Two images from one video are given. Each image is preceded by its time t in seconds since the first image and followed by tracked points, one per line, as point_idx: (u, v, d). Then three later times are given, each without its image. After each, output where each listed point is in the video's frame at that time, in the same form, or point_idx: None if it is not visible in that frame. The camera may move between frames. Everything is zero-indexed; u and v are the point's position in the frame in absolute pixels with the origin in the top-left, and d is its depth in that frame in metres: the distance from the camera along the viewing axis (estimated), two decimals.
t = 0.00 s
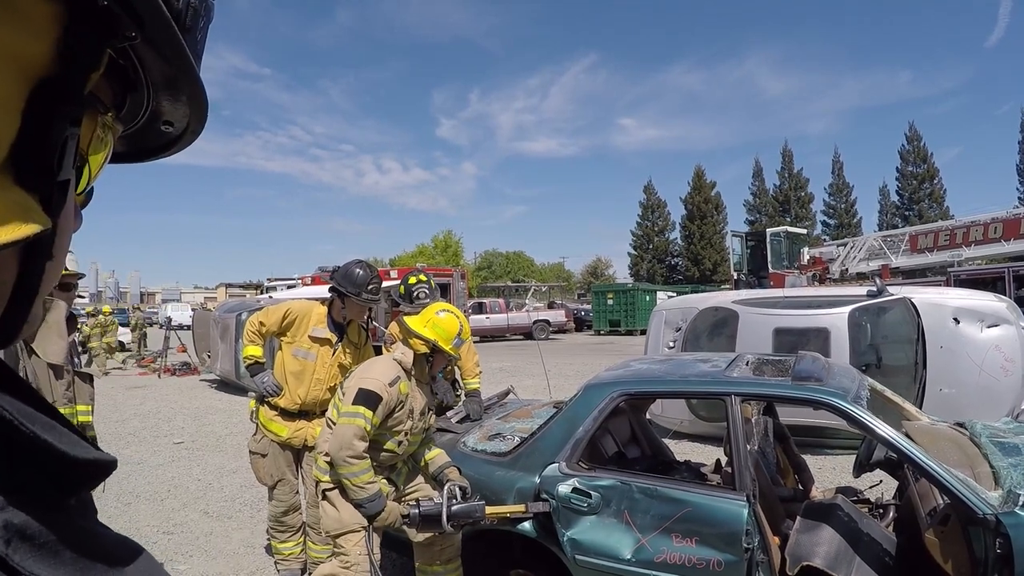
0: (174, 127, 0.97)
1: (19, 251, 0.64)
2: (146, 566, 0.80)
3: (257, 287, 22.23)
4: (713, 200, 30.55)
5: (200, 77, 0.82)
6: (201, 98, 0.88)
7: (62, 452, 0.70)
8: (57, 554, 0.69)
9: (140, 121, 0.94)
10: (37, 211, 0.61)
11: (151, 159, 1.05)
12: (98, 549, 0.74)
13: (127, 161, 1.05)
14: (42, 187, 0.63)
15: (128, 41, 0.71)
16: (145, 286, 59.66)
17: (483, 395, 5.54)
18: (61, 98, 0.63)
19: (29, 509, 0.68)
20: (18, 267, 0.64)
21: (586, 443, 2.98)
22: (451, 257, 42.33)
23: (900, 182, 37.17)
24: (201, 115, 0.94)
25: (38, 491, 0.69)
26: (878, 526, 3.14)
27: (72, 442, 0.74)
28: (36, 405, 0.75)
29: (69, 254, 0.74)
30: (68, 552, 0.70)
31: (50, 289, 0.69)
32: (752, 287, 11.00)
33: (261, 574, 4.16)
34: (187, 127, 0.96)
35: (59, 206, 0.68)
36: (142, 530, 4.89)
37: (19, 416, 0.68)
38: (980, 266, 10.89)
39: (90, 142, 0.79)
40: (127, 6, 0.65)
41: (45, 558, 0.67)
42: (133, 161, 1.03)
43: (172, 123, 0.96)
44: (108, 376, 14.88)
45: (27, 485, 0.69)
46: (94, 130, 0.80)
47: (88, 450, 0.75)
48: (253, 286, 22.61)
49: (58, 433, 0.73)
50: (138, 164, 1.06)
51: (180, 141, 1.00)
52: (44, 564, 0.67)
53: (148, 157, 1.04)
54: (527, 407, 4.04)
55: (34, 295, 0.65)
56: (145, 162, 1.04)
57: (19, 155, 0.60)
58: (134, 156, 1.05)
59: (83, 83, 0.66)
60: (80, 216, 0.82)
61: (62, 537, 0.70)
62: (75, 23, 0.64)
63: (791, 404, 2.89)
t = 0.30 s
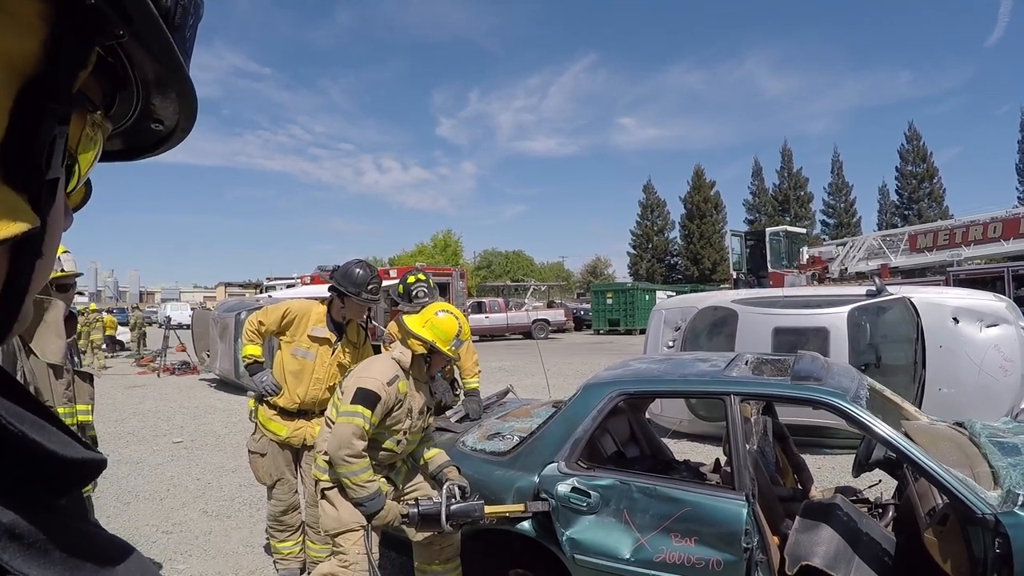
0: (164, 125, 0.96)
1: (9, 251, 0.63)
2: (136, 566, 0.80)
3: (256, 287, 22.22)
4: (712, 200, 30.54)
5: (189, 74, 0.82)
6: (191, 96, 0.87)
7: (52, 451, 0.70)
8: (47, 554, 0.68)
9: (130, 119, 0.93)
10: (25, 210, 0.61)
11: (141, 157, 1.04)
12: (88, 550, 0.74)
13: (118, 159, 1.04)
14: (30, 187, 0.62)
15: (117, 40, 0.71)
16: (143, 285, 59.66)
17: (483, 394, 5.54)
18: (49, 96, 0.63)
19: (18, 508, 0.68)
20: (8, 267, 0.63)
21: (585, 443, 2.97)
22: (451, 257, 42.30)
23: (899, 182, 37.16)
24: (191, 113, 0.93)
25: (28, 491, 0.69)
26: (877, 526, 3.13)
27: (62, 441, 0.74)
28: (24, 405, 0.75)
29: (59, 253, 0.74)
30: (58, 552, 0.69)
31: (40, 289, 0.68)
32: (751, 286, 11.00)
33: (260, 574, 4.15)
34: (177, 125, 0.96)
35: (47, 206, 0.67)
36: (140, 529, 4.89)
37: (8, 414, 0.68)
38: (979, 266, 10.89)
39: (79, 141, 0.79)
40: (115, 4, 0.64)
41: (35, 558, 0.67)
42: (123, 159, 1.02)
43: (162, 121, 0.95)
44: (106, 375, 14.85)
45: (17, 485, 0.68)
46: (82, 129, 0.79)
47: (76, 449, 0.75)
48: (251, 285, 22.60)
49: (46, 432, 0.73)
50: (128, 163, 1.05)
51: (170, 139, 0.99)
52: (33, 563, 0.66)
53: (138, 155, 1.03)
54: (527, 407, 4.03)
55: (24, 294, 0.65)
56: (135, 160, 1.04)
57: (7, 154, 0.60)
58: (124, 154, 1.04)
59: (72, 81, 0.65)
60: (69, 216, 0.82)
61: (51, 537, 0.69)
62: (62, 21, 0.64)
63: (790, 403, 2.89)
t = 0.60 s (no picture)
0: (166, 126, 0.97)
1: (14, 255, 0.64)
2: (144, 568, 0.80)
3: (258, 287, 22.29)
4: (713, 200, 30.52)
5: (190, 77, 0.82)
6: (193, 97, 0.88)
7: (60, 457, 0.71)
8: (56, 559, 0.69)
9: (132, 121, 0.93)
10: (30, 214, 0.61)
11: (144, 159, 1.05)
12: (97, 554, 0.74)
13: (120, 160, 1.05)
14: (33, 190, 0.63)
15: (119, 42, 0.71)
16: (146, 286, 59.83)
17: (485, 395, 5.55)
18: (53, 99, 0.63)
19: (28, 515, 0.68)
20: (13, 270, 0.64)
21: (588, 444, 2.98)
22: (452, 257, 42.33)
23: (901, 182, 37.12)
24: (193, 114, 0.94)
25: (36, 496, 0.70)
26: (880, 526, 3.13)
27: (70, 447, 0.74)
28: (32, 411, 0.75)
29: (63, 257, 0.74)
30: (67, 558, 0.70)
31: (44, 293, 0.69)
32: (753, 287, 10.98)
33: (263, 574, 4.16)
34: (179, 126, 0.96)
35: (52, 209, 0.67)
36: (143, 529, 4.90)
37: (16, 423, 0.69)
38: (981, 266, 10.88)
39: (81, 144, 0.79)
40: (117, 5, 0.65)
41: (44, 563, 0.67)
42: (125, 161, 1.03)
43: (164, 122, 0.95)
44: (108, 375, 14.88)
45: (25, 490, 0.69)
46: (86, 131, 0.80)
47: (84, 455, 0.76)
48: (253, 286, 22.65)
49: (55, 438, 0.73)
50: (131, 165, 1.05)
51: (173, 141, 1.00)
52: (42, 569, 0.67)
53: (139, 157, 1.04)
54: (529, 407, 4.04)
55: (29, 298, 0.65)
56: (138, 161, 1.04)
57: (9, 157, 0.60)
58: (126, 155, 1.04)
59: (74, 83, 0.66)
60: (73, 219, 0.82)
61: (60, 542, 0.70)
62: (63, 24, 0.64)
63: (791, 404, 2.89)
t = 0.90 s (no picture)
0: (176, 127, 0.97)
1: (30, 254, 0.65)
2: (156, 568, 0.81)
3: (259, 287, 22.33)
4: (714, 199, 30.52)
5: (203, 75, 0.83)
6: (204, 97, 0.88)
7: (78, 457, 0.71)
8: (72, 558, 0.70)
9: (142, 121, 0.94)
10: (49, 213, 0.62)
11: (152, 159, 1.05)
12: (109, 554, 0.75)
13: (127, 161, 1.05)
14: (51, 189, 0.64)
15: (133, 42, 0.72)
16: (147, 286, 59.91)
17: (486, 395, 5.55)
18: (69, 99, 0.64)
19: (46, 513, 0.69)
20: (28, 269, 0.65)
21: (590, 443, 2.98)
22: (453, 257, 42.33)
23: (902, 181, 37.10)
24: (203, 114, 0.94)
25: (50, 494, 0.70)
26: (882, 526, 3.11)
27: (87, 446, 0.75)
28: (47, 410, 0.76)
29: (76, 255, 0.75)
30: (82, 557, 0.71)
31: (58, 291, 0.69)
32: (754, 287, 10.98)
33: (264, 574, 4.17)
34: (189, 126, 0.97)
35: (69, 207, 0.68)
36: (145, 529, 4.91)
37: (37, 421, 0.69)
38: (982, 266, 10.87)
39: (95, 144, 0.79)
40: (133, 5, 0.66)
41: (60, 562, 0.68)
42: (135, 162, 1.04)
43: (174, 123, 0.96)
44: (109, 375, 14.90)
45: (43, 489, 0.70)
46: (99, 132, 0.80)
47: (100, 453, 0.76)
48: (254, 286, 22.67)
49: (72, 437, 0.74)
50: (139, 164, 1.06)
51: (182, 140, 1.00)
52: (59, 567, 0.68)
53: (147, 157, 1.04)
54: (531, 407, 4.05)
55: (44, 295, 0.66)
56: (146, 161, 1.05)
57: (27, 156, 0.61)
58: (133, 155, 1.05)
59: (90, 84, 0.67)
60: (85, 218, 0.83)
61: (76, 541, 0.71)
62: (80, 25, 0.65)
63: (793, 404, 2.90)
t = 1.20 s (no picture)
0: (182, 127, 0.98)
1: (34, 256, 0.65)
2: (160, 567, 0.81)
3: (260, 287, 22.36)
4: (715, 199, 30.48)
5: (209, 77, 0.83)
6: (210, 98, 0.89)
7: (81, 456, 0.71)
8: (76, 557, 0.70)
9: (148, 122, 0.94)
10: (56, 217, 0.62)
11: (158, 158, 1.05)
12: (113, 553, 0.75)
13: (132, 160, 1.05)
14: (58, 193, 0.64)
15: (140, 45, 0.72)
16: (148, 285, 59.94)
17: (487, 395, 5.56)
18: (77, 103, 0.65)
19: (49, 512, 0.69)
20: (33, 271, 0.65)
21: (590, 443, 2.98)
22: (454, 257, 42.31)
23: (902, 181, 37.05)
24: (209, 115, 0.95)
25: (52, 495, 0.70)
26: (882, 526, 3.11)
27: (92, 445, 0.75)
28: (51, 411, 0.76)
29: (82, 257, 0.75)
30: (86, 556, 0.71)
31: (62, 292, 0.70)
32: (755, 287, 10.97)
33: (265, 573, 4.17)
34: (194, 127, 0.97)
35: (75, 209, 0.68)
36: (146, 529, 4.91)
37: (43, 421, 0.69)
38: (983, 266, 10.86)
39: (101, 144, 0.79)
40: (139, 9, 0.66)
41: (65, 560, 0.68)
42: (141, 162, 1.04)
43: (179, 123, 0.96)
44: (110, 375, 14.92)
45: (46, 488, 0.70)
46: (105, 133, 0.80)
47: (105, 452, 0.76)
48: (255, 285, 22.72)
49: (76, 436, 0.74)
50: (144, 164, 1.06)
51: (188, 140, 1.01)
52: (65, 565, 0.68)
53: (152, 157, 1.04)
54: (531, 407, 4.05)
55: (49, 297, 0.66)
56: (151, 161, 1.05)
57: (34, 160, 0.61)
58: (138, 155, 1.05)
59: (97, 87, 0.67)
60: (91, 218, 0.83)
61: (79, 540, 0.71)
62: (87, 28, 0.65)
63: (793, 403, 2.89)
